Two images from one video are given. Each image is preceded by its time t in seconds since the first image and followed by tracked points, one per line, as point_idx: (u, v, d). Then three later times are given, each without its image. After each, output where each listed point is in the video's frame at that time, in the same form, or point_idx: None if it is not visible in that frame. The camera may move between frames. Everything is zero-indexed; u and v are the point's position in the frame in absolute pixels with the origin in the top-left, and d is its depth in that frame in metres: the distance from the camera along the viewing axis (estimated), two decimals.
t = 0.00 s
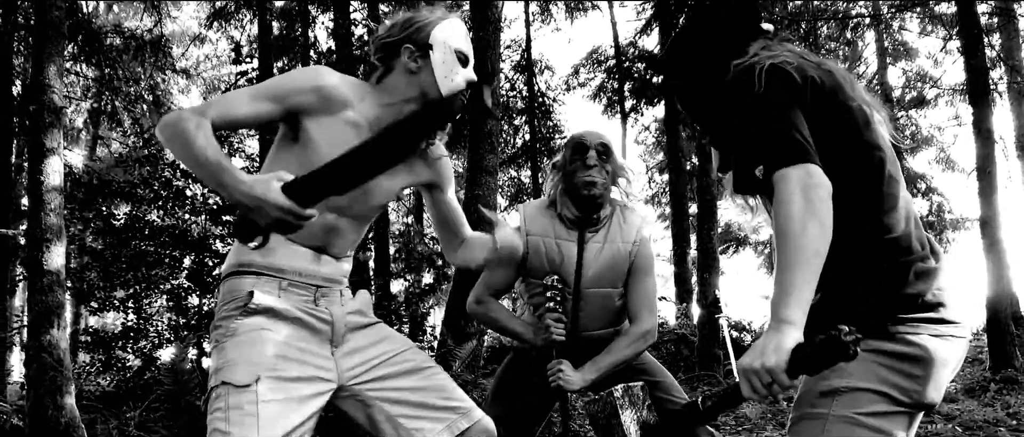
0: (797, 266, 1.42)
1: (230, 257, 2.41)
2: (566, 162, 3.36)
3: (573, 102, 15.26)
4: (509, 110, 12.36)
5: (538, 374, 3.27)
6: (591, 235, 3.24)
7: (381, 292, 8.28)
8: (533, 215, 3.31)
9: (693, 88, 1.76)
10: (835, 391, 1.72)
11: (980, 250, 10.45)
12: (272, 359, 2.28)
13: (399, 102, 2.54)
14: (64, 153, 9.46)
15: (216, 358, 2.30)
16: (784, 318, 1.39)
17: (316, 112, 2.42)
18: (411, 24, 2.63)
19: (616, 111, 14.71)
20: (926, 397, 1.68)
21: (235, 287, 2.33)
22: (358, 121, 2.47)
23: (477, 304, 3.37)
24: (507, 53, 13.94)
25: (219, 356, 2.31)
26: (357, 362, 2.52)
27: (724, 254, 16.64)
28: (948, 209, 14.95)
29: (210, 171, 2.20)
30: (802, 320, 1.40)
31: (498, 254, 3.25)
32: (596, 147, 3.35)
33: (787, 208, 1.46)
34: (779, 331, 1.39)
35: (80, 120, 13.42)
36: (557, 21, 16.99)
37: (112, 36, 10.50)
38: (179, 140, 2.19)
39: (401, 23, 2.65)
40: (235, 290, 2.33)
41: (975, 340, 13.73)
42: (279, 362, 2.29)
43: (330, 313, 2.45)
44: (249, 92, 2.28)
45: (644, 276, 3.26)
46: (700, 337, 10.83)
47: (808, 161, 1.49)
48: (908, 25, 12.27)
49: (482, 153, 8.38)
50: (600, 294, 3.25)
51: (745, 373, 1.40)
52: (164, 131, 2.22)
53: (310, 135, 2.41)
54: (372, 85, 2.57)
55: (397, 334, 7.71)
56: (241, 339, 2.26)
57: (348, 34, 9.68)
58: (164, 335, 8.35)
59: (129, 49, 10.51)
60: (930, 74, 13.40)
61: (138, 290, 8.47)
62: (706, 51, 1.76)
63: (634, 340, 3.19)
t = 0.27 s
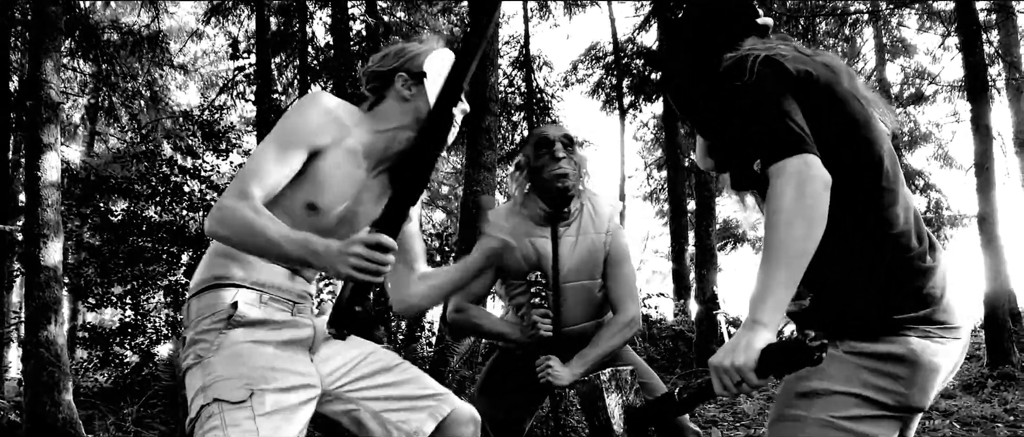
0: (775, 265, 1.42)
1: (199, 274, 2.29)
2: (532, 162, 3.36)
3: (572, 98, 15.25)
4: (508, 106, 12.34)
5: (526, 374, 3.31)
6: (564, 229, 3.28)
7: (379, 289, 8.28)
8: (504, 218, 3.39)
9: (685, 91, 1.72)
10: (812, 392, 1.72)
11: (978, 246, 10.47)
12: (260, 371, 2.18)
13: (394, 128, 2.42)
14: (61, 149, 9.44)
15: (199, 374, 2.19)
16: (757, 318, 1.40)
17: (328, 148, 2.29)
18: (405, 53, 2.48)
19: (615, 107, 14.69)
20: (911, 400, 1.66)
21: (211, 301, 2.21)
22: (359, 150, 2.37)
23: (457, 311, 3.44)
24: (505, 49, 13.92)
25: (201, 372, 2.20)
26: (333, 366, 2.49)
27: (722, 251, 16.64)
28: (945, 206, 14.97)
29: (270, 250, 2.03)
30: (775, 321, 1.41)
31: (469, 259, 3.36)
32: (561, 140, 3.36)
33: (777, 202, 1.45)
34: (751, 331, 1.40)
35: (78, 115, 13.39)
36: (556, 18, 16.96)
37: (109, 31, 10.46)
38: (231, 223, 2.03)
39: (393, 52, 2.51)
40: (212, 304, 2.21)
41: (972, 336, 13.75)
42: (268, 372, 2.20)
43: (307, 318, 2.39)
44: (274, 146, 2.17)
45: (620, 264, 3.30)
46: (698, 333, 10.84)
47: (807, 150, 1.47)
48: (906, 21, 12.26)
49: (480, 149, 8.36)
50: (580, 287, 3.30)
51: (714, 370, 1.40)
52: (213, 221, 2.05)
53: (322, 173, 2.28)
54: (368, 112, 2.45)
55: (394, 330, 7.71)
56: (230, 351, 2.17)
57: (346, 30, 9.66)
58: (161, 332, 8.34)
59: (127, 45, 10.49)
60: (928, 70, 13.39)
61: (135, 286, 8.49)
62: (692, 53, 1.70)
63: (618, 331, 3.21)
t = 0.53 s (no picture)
0: (796, 257, 1.42)
1: (192, 249, 2.16)
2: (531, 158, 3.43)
3: (569, 95, 15.23)
4: (505, 103, 12.32)
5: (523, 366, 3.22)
6: (561, 226, 3.25)
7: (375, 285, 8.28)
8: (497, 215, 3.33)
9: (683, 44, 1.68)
10: (827, 378, 1.60)
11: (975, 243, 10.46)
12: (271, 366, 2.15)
13: (387, 102, 2.38)
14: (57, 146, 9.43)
15: (213, 363, 2.10)
16: (779, 309, 1.40)
17: (334, 114, 2.22)
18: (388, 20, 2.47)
19: (612, 104, 14.68)
20: (920, 382, 1.58)
21: (222, 278, 2.11)
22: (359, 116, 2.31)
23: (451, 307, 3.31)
24: (502, 45, 13.91)
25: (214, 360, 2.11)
26: (318, 356, 2.47)
27: (719, 247, 16.64)
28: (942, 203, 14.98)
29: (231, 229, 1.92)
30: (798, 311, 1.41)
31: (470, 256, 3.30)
32: (555, 138, 3.41)
33: (802, 188, 1.44)
34: (774, 320, 1.40)
35: (74, 112, 13.38)
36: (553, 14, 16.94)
37: (105, 27, 10.43)
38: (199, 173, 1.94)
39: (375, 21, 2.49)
40: (223, 281, 2.12)
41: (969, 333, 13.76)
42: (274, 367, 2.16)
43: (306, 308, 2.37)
44: (277, 102, 2.09)
45: (617, 259, 3.29)
46: (694, 330, 10.84)
47: (829, 129, 1.47)
48: (903, 18, 12.25)
49: (477, 145, 8.33)
50: (576, 284, 3.29)
51: (734, 364, 1.40)
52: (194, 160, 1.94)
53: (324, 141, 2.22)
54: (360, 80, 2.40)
55: (391, 327, 7.70)
56: (250, 347, 2.12)
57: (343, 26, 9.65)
58: (158, 328, 8.33)
59: (123, 42, 10.47)
60: (925, 67, 13.37)
61: (131, 283, 8.42)
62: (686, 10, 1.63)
63: (614, 326, 3.23)
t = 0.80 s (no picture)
0: (834, 259, 1.37)
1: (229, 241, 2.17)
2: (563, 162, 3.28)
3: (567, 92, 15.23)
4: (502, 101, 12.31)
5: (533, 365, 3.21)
6: (591, 228, 3.23)
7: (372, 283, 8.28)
8: (529, 213, 3.30)
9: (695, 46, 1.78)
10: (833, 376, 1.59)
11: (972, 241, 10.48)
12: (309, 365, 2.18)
13: (416, 110, 2.52)
14: (54, 143, 9.42)
15: (251, 364, 2.10)
16: (819, 312, 1.34)
17: (371, 117, 2.28)
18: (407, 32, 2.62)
19: (610, 102, 14.67)
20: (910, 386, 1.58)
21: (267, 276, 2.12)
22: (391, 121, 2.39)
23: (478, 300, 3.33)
24: (500, 43, 13.90)
25: (251, 361, 2.10)
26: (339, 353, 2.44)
27: (717, 245, 16.64)
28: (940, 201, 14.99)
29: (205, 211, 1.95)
30: (835, 316, 1.35)
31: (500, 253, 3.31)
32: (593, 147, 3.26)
33: (829, 194, 1.41)
34: (815, 324, 1.33)
35: (72, 109, 13.36)
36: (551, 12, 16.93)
37: (102, 24, 10.40)
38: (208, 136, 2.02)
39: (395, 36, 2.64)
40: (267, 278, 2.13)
41: (966, 331, 13.78)
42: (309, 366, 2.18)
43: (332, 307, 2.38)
44: (312, 96, 2.15)
45: (641, 264, 3.27)
46: (692, 328, 10.85)
47: (841, 138, 1.45)
48: (901, 17, 12.26)
49: (474, 143, 8.32)
50: (601, 286, 3.25)
51: (777, 370, 1.32)
52: (216, 112, 2.04)
53: (360, 141, 2.29)
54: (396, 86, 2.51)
55: (388, 325, 7.70)
56: (284, 348, 2.12)
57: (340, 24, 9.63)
58: (155, 326, 8.31)
59: (121, 39, 10.45)
60: (923, 65, 13.38)
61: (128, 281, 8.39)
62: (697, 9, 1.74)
63: (628, 328, 3.18)
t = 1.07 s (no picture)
0: (802, 284, 1.36)
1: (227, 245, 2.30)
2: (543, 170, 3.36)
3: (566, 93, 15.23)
4: (501, 101, 12.30)
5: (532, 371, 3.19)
6: (575, 233, 3.32)
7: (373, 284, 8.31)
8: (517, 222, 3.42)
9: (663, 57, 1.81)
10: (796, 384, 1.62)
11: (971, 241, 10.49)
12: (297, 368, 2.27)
13: (431, 107, 2.61)
14: (54, 144, 9.44)
15: (239, 361, 2.21)
16: (785, 343, 1.33)
17: (370, 109, 2.36)
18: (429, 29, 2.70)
19: (609, 102, 14.67)
20: (895, 390, 1.60)
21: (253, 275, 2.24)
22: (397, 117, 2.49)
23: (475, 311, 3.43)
24: (499, 44, 13.91)
25: (239, 358, 2.21)
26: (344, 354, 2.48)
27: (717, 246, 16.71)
28: (939, 201, 15.00)
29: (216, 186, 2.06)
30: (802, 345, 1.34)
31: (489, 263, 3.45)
32: (571, 152, 3.33)
33: (793, 218, 1.40)
34: (781, 357, 1.32)
35: (71, 110, 13.36)
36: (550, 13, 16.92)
37: (101, 25, 10.40)
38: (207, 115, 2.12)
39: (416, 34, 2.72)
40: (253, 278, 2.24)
41: (965, 331, 13.79)
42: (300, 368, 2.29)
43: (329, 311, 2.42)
44: (311, 80, 2.25)
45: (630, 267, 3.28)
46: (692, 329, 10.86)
47: (805, 158, 1.45)
48: (900, 16, 12.27)
49: (474, 143, 8.33)
50: (591, 290, 3.31)
51: (743, 399, 1.30)
52: (214, 92, 2.13)
53: (364, 132, 2.35)
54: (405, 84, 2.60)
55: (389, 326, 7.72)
56: (272, 345, 2.22)
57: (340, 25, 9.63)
58: (155, 327, 8.31)
59: (120, 40, 10.43)
60: (922, 65, 13.39)
61: (128, 282, 8.38)
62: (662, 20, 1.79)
63: (622, 328, 3.17)
